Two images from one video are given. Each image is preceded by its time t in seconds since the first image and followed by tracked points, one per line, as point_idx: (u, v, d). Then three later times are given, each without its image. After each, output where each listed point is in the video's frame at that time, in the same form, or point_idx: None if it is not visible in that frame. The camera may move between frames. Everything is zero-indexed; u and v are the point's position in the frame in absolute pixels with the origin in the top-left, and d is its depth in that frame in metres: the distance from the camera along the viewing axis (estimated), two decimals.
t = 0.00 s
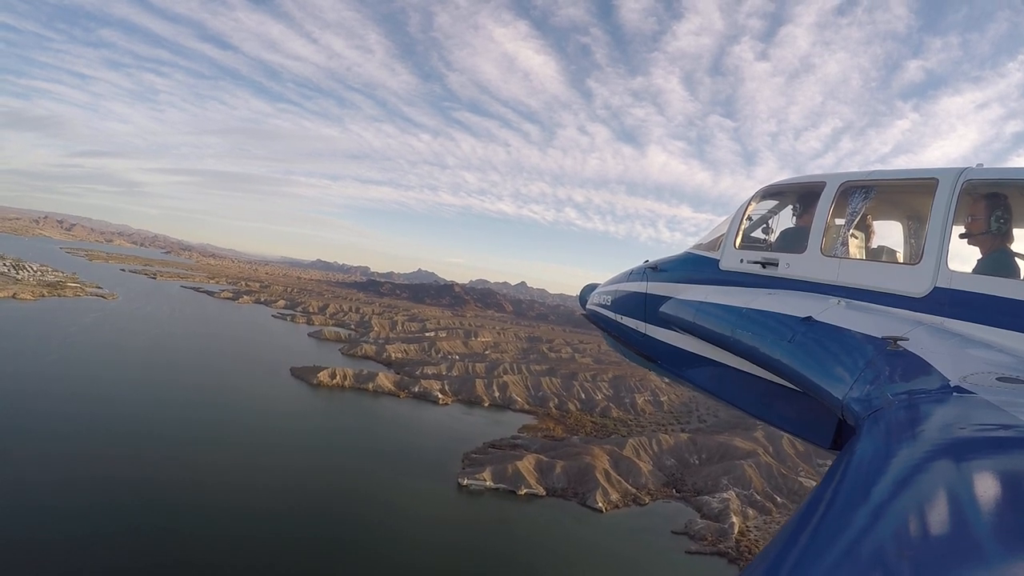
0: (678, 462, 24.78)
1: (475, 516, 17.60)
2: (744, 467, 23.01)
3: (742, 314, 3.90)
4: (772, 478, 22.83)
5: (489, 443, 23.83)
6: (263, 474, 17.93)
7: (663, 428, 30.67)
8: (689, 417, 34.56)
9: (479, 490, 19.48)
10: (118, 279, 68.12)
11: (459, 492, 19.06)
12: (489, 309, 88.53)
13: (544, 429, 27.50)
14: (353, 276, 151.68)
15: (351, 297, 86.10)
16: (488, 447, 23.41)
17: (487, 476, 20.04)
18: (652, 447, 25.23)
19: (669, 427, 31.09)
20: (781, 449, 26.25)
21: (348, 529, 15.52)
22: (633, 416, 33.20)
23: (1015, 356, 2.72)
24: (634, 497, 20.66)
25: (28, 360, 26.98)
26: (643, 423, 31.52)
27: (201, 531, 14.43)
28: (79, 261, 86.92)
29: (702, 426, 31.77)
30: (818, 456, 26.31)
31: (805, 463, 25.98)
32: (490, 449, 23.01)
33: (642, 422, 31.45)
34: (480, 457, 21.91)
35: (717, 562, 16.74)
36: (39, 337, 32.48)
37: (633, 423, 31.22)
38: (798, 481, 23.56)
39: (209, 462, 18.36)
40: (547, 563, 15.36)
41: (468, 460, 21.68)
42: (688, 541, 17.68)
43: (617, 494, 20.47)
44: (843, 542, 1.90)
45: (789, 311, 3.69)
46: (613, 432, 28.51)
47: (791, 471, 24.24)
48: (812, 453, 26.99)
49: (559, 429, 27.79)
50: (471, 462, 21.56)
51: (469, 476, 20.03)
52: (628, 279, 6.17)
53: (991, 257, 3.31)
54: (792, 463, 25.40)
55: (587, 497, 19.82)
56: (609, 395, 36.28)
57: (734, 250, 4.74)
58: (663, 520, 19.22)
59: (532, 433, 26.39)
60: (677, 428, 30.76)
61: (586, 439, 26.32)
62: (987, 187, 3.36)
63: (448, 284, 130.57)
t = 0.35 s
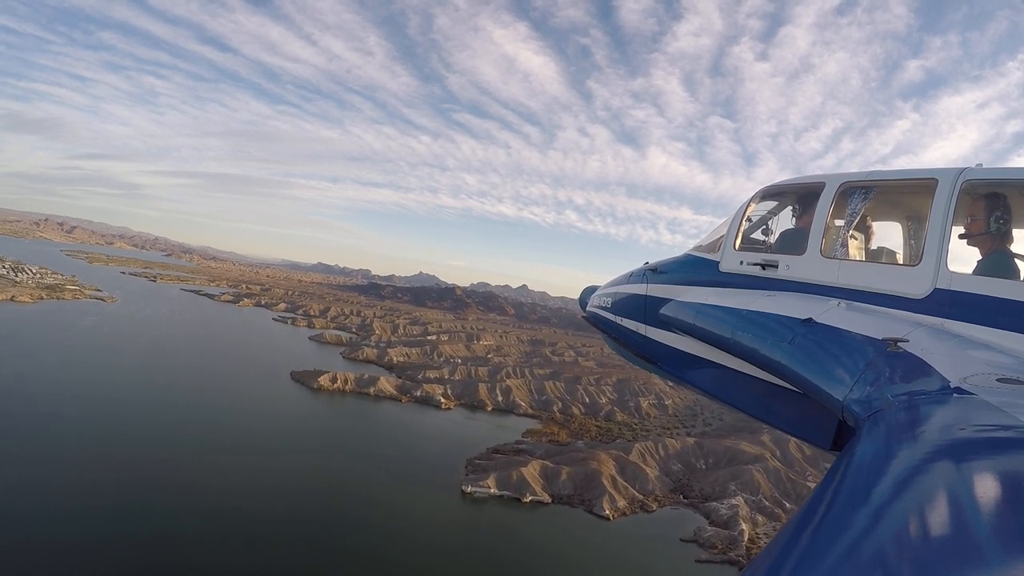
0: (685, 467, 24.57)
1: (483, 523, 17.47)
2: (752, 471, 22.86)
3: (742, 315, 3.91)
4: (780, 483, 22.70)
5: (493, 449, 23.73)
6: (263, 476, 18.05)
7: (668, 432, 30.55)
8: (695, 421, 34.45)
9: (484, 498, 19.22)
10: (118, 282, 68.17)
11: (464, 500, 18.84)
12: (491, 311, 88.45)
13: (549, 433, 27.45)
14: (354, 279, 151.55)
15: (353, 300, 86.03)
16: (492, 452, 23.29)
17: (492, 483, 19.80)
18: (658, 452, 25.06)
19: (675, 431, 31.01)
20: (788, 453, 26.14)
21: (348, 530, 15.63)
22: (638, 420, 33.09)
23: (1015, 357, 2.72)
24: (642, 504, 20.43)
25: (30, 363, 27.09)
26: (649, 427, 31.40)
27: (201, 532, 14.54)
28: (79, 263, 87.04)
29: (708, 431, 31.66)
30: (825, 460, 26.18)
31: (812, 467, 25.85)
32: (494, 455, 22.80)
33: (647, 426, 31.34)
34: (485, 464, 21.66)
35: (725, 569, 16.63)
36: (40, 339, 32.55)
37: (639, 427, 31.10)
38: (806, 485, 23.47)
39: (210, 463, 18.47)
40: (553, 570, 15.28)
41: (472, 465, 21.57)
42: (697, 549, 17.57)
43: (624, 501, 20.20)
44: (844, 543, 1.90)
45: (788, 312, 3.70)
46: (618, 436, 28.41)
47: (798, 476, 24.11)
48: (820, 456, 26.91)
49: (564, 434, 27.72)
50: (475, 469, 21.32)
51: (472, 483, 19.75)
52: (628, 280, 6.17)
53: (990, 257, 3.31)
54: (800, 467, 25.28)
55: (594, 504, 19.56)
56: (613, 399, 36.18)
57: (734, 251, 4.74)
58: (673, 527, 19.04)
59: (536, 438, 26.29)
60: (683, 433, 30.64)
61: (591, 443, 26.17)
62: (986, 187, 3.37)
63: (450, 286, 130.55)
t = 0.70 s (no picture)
0: (693, 470, 24.46)
1: (491, 530, 17.23)
2: (761, 475, 22.65)
3: (742, 316, 3.90)
4: (789, 486, 22.58)
5: (498, 453, 23.54)
6: (264, 478, 18.18)
7: (674, 434, 30.48)
8: (701, 423, 34.40)
9: (489, 505, 18.96)
10: (118, 285, 68.16)
11: (469, 506, 18.58)
12: (493, 312, 88.51)
13: (554, 436, 27.41)
14: (354, 280, 151.39)
15: (354, 302, 86.01)
16: (497, 456, 23.05)
17: (497, 489, 19.52)
18: (666, 454, 24.87)
19: (681, 433, 30.97)
20: (796, 456, 26.06)
21: (349, 531, 15.73)
22: (644, 422, 33.03)
23: (1015, 357, 2.72)
24: (650, 509, 20.13)
25: (31, 366, 27.15)
26: (655, 430, 31.31)
27: (203, 533, 14.64)
28: (78, 266, 87.00)
29: (715, 432, 31.59)
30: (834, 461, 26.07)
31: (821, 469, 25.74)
32: (499, 460, 22.54)
33: (653, 429, 31.30)
34: (490, 470, 21.34)
35: None
36: (41, 342, 32.56)
37: (645, 429, 31.04)
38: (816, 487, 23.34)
39: (210, 465, 18.58)
40: None
41: (476, 470, 21.39)
42: (708, 556, 17.39)
43: (632, 506, 19.92)
44: (844, 544, 1.90)
45: (787, 312, 3.70)
46: (624, 439, 28.34)
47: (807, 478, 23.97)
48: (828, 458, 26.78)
49: (570, 437, 27.65)
50: (480, 474, 21.03)
51: (478, 489, 19.47)
52: (628, 281, 6.18)
53: (991, 257, 3.30)
54: (808, 469, 25.19)
55: (602, 510, 19.23)
56: (618, 401, 36.11)
57: (734, 251, 4.74)
58: (682, 534, 18.82)
59: (541, 441, 26.15)
60: (689, 435, 30.59)
61: (597, 446, 25.99)
62: (986, 186, 3.37)
63: (451, 287, 130.66)
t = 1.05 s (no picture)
0: (702, 470, 24.36)
1: (502, 535, 16.98)
2: (771, 474, 22.58)
3: (742, 314, 3.90)
4: (800, 485, 22.54)
5: (505, 454, 23.32)
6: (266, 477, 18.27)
7: (682, 433, 30.43)
8: (707, 421, 34.40)
9: (497, 508, 18.72)
10: (119, 285, 68.23)
11: (476, 510, 18.32)
12: (496, 309, 88.43)
13: (560, 436, 27.39)
14: (356, 278, 151.48)
15: (356, 300, 85.99)
16: (503, 458, 22.83)
17: (505, 492, 19.25)
18: (675, 454, 24.72)
19: (688, 432, 30.93)
20: (805, 454, 26.02)
21: (352, 531, 15.82)
22: (650, 420, 33.02)
23: (1015, 356, 2.71)
24: (660, 511, 19.91)
25: (33, 367, 27.25)
26: (662, 428, 31.28)
27: (206, 533, 14.75)
28: (79, 266, 87.20)
29: (721, 431, 31.58)
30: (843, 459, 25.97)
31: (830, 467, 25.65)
32: (505, 462, 22.31)
33: (660, 427, 31.28)
34: (496, 471, 21.08)
35: None
36: (43, 343, 32.64)
37: (652, 428, 31.03)
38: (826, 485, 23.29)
39: (212, 465, 18.67)
40: None
41: (482, 471, 21.22)
42: (722, 559, 17.15)
43: (642, 508, 19.65)
44: (843, 542, 1.90)
45: (788, 311, 3.69)
46: (631, 438, 28.29)
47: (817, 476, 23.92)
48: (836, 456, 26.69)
49: (576, 437, 27.61)
50: (486, 477, 20.77)
51: (484, 492, 19.20)
52: (628, 279, 6.17)
53: (991, 257, 3.29)
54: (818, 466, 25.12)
55: (612, 512, 18.96)
56: (624, 399, 36.12)
57: (734, 250, 4.73)
58: (693, 536, 18.62)
59: (547, 442, 25.99)
60: (696, 434, 30.55)
61: (604, 446, 25.88)
62: (987, 186, 3.36)
63: (453, 285, 130.62)
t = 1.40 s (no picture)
0: (711, 472, 24.26)
1: (511, 542, 16.79)
2: (781, 476, 22.32)
3: (742, 315, 3.90)
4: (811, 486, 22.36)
5: (511, 457, 23.13)
6: (269, 478, 18.43)
7: (689, 434, 30.35)
8: (714, 421, 34.33)
9: (503, 514, 18.45)
10: (120, 287, 67.89)
11: (482, 516, 18.10)
12: (498, 309, 88.42)
13: (566, 438, 27.35)
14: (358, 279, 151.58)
15: (359, 300, 86.07)
16: (509, 461, 22.67)
17: (512, 497, 19.00)
18: (683, 457, 24.62)
19: (695, 432, 30.89)
20: (814, 455, 25.88)
21: (356, 531, 15.97)
22: (657, 421, 32.95)
23: (1015, 357, 2.71)
24: (670, 515, 19.73)
25: (35, 368, 27.37)
26: (669, 429, 31.20)
27: (206, 535, 14.83)
28: (79, 267, 87.37)
29: (728, 432, 31.50)
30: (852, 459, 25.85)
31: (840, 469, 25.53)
32: (511, 465, 22.11)
33: (667, 428, 31.23)
34: (502, 476, 20.85)
35: None
36: (44, 345, 32.72)
37: (659, 429, 30.97)
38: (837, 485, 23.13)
39: (216, 466, 18.84)
40: None
41: (486, 475, 21.12)
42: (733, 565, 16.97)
43: (652, 513, 19.45)
44: (843, 543, 1.90)
45: (788, 312, 3.69)
46: (638, 440, 28.23)
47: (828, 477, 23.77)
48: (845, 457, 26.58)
49: (582, 439, 27.56)
50: (493, 482, 20.51)
51: (491, 498, 18.95)
52: (628, 280, 6.17)
53: (991, 258, 3.29)
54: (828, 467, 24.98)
55: (621, 517, 18.78)
56: (630, 400, 36.06)
57: (734, 251, 4.73)
58: (705, 541, 18.44)
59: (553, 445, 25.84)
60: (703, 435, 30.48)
61: (611, 449, 25.77)
62: (986, 187, 3.36)
63: (455, 284, 130.65)
